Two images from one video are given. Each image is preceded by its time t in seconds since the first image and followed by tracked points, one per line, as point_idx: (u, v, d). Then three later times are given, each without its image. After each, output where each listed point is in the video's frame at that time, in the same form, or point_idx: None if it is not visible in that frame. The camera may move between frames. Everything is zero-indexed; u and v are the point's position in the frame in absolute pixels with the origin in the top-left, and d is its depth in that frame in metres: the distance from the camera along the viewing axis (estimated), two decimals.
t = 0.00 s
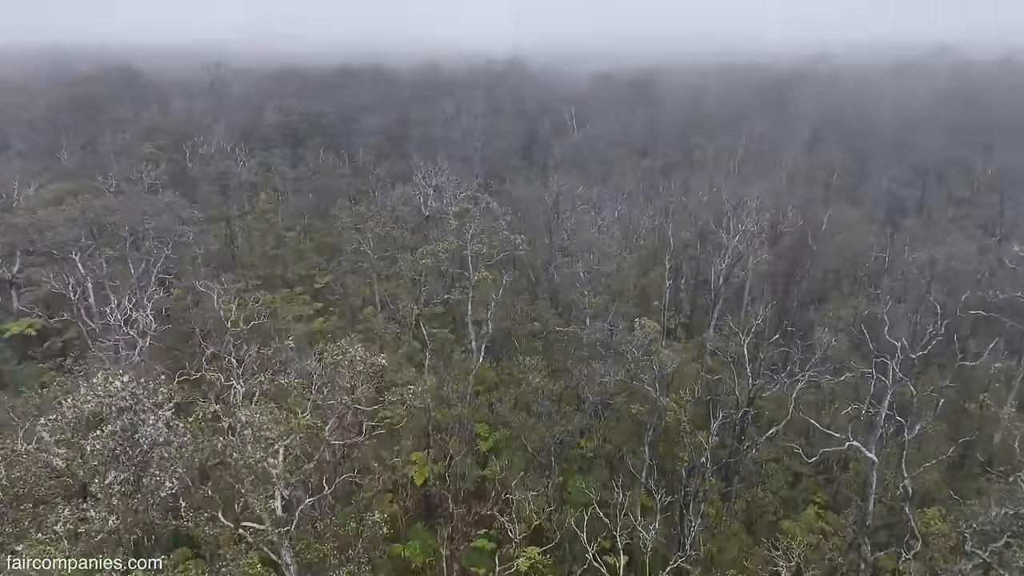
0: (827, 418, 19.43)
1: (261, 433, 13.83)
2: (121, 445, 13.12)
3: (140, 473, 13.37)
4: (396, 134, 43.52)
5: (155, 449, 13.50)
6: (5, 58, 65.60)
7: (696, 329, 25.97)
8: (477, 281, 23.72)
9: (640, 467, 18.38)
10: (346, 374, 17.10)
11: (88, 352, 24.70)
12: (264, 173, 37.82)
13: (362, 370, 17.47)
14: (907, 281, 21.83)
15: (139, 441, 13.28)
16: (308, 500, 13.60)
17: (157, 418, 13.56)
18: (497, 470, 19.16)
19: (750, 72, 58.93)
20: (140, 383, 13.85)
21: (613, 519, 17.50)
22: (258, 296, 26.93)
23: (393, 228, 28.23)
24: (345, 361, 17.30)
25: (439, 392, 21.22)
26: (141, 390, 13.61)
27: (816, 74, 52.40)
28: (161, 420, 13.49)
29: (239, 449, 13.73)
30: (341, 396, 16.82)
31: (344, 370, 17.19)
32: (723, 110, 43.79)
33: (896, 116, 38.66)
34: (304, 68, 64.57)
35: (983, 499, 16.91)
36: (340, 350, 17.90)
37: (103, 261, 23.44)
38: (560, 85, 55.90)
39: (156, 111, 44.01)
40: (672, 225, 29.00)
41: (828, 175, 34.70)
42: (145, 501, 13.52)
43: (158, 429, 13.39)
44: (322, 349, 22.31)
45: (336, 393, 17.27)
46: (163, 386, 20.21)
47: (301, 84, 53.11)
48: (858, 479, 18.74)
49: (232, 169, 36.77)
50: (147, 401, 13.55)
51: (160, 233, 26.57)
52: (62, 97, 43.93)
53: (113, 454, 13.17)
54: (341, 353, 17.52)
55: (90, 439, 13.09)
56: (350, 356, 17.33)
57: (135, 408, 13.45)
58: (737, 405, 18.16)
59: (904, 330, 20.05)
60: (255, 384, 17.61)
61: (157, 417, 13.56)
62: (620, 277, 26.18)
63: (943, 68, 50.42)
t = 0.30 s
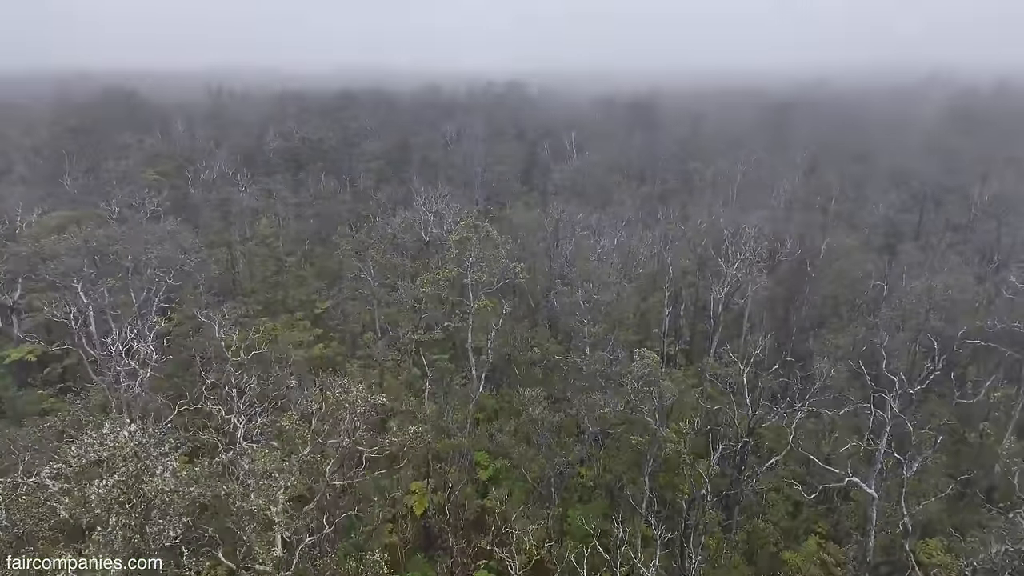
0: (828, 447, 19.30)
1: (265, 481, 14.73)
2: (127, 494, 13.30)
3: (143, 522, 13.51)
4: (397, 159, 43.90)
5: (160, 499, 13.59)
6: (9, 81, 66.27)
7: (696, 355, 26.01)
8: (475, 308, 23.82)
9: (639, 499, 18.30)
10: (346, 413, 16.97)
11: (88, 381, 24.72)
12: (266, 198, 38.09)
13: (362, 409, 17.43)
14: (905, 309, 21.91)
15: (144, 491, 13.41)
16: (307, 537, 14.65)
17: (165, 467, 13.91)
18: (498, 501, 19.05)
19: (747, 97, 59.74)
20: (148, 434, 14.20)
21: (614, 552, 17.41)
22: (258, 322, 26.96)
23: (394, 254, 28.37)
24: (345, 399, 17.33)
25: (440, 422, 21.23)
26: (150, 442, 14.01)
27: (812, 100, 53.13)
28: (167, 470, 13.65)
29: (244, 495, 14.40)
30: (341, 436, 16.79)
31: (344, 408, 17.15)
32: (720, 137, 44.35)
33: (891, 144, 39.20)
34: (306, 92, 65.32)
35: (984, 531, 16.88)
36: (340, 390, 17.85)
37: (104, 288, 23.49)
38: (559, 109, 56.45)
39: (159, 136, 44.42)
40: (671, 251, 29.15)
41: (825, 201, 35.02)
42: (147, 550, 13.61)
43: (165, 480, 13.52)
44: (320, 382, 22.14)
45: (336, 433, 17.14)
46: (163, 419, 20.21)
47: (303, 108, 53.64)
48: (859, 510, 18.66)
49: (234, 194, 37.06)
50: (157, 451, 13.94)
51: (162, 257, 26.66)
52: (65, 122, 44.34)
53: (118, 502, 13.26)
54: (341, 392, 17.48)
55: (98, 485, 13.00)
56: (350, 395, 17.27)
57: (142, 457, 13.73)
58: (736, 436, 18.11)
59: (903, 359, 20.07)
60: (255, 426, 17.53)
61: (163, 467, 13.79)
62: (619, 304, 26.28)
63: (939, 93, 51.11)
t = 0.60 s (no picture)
0: (827, 460, 19.32)
1: (266, 507, 14.67)
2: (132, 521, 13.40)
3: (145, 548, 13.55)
4: (397, 167, 44.04)
5: (162, 526, 13.75)
6: (11, 88, 66.55)
7: (695, 364, 26.06)
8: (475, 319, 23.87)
9: (639, 513, 18.32)
10: (347, 435, 16.87)
11: (89, 391, 24.81)
12: (266, 206, 38.22)
13: (363, 430, 17.34)
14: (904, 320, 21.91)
15: (148, 518, 13.56)
16: (309, 559, 14.87)
17: (166, 495, 13.99)
18: (499, 513, 19.09)
19: (746, 103, 59.96)
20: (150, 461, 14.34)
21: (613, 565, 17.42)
22: (259, 331, 27.02)
23: (394, 263, 28.45)
24: (346, 419, 17.23)
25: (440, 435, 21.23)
26: (152, 470, 14.12)
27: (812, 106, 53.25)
28: (171, 498, 13.81)
29: (245, 521, 14.50)
30: (341, 457, 16.72)
31: (345, 430, 17.05)
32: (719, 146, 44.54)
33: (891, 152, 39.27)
34: (306, 98, 65.48)
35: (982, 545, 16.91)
36: (341, 409, 17.69)
37: (105, 301, 23.53)
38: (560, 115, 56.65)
39: (160, 144, 44.52)
40: (670, 261, 29.23)
41: (824, 210, 35.11)
42: None
43: (168, 507, 13.70)
44: (320, 393, 22.10)
45: (335, 454, 16.93)
46: (163, 432, 20.30)
47: (304, 115, 53.79)
48: (858, 522, 18.67)
49: (234, 202, 37.15)
50: (158, 478, 14.02)
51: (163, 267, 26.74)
52: (67, 130, 44.46)
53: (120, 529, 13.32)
54: (342, 412, 17.33)
55: (101, 512, 13.11)
56: (351, 416, 17.19)
57: (146, 485, 13.89)
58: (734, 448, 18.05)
59: (901, 371, 20.09)
60: (257, 446, 17.54)
61: (166, 495, 13.94)
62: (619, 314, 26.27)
63: (938, 99, 51.26)
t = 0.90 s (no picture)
0: (825, 466, 19.45)
1: (270, 532, 14.34)
2: (131, 550, 12.92)
3: None
4: (397, 170, 44.09)
5: (163, 553, 13.30)
6: (12, 88, 66.65)
7: (695, 369, 26.08)
8: (475, 326, 23.91)
9: (638, 519, 18.55)
10: (349, 452, 16.78)
11: (90, 396, 24.83)
12: (267, 210, 38.29)
13: (365, 444, 17.34)
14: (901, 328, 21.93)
15: (149, 544, 13.13)
16: None
17: (169, 518, 13.58)
18: (499, 519, 19.13)
19: (746, 106, 60.10)
20: (153, 484, 14.09)
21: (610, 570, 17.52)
22: (259, 337, 27.06)
23: (394, 269, 28.52)
24: (349, 434, 17.25)
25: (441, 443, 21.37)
26: (155, 493, 13.90)
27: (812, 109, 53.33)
28: (173, 524, 13.32)
29: (248, 544, 14.18)
30: (344, 473, 16.68)
31: (348, 446, 17.01)
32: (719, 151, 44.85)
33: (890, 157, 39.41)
34: (306, 100, 65.51)
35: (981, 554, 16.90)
36: (343, 425, 17.69)
37: (106, 309, 23.49)
38: (560, 118, 56.74)
39: (161, 147, 44.56)
40: (670, 266, 29.27)
41: (823, 215, 35.21)
42: None
43: (170, 533, 13.21)
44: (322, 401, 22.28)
45: (338, 470, 16.91)
46: (166, 439, 20.27)
47: (304, 118, 53.82)
48: (856, 529, 18.74)
49: (235, 206, 37.17)
50: (162, 501, 13.63)
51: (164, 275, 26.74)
52: (68, 134, 44.48)
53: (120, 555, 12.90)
54: (344, 428, 17.32)
55: (103, 535, 12.77)
56: (354, 432, 17.13)
57: (148, 508, 13.50)
58: (731, 457, 18.23)
59: (899, 380, 20.22)
60: (259, 460, 17.56)
61: (167, 521, 13.44)
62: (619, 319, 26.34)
63: (937, 102, 51.39)
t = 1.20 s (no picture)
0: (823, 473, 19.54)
1: (273, 555, 14.39)
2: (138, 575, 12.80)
3: None
4: (397, 173, 44.10)
5: None
6: (13, 89, 66.84)
7: (694, 375, 26.15)
8: (475, 333, 23.92)
9: (637, 527, 18.64)
10: (348, 469, 16.53)
11: (91, 402, 24.94)
12: (267, 214, 38.30)
13: (365, 460, 17.22)
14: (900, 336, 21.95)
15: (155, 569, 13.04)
16: None
17: (176, 540, 13.47)
18: (498, 526, 19.20)
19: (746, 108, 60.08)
20: (156, 509, 14.11)
21: None
22: (260, 342, 27.12)
23: (394, 275, 28.52)
24: (348, 450, 17.14)
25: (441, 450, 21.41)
26: (159, 519, 13.88)
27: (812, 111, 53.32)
28: (180, 549, 13.22)
29: (251, 566, 14.14)
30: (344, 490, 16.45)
31: (347, 462, 16.76)
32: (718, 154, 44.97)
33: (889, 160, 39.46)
34: (306, 101, 65.52)
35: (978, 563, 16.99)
36: (342, 440, 17.46)
37: (108, 317, 23.49)
38: (560, 120, 56.75)
39: (161, 151, 44.63)
40: (670, 272, 29.30)
41: (823, 219, 35.28)
42: None
43: (176, 559, 13.13)
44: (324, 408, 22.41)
45: (338, 486, 16.78)
46: (167, 447, 20.35)
47: (304, 120, 53.83)
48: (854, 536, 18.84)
49: (235, 211, 37.21)
50: (169, 524, 13.51)
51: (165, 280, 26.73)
52: (68, 137, 44.44)
53: None
54: (343, 444, 17.04)
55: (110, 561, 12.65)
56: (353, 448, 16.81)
57: (155, 532, 13.39)
58: (729, 466, 18.26)
59: (897, 389, 20.27)
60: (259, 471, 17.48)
61: (174, 544, 13.34)
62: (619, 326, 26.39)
63: (938, 104, 51.35)
